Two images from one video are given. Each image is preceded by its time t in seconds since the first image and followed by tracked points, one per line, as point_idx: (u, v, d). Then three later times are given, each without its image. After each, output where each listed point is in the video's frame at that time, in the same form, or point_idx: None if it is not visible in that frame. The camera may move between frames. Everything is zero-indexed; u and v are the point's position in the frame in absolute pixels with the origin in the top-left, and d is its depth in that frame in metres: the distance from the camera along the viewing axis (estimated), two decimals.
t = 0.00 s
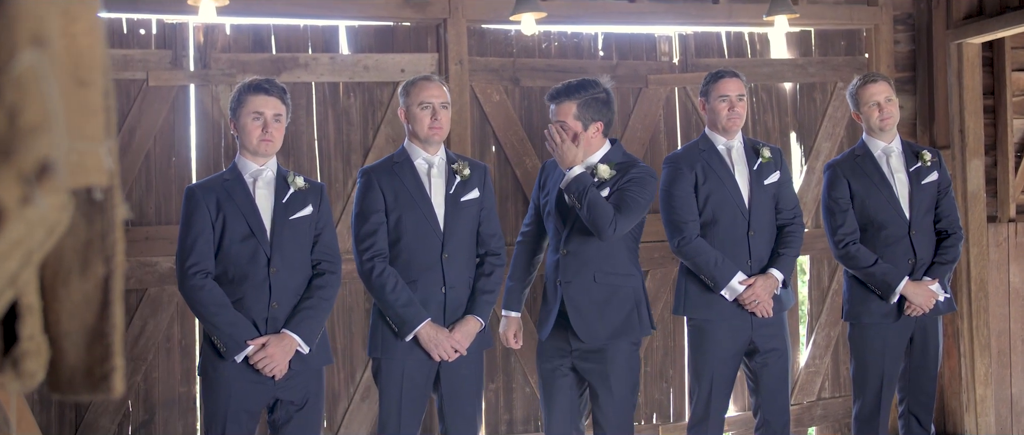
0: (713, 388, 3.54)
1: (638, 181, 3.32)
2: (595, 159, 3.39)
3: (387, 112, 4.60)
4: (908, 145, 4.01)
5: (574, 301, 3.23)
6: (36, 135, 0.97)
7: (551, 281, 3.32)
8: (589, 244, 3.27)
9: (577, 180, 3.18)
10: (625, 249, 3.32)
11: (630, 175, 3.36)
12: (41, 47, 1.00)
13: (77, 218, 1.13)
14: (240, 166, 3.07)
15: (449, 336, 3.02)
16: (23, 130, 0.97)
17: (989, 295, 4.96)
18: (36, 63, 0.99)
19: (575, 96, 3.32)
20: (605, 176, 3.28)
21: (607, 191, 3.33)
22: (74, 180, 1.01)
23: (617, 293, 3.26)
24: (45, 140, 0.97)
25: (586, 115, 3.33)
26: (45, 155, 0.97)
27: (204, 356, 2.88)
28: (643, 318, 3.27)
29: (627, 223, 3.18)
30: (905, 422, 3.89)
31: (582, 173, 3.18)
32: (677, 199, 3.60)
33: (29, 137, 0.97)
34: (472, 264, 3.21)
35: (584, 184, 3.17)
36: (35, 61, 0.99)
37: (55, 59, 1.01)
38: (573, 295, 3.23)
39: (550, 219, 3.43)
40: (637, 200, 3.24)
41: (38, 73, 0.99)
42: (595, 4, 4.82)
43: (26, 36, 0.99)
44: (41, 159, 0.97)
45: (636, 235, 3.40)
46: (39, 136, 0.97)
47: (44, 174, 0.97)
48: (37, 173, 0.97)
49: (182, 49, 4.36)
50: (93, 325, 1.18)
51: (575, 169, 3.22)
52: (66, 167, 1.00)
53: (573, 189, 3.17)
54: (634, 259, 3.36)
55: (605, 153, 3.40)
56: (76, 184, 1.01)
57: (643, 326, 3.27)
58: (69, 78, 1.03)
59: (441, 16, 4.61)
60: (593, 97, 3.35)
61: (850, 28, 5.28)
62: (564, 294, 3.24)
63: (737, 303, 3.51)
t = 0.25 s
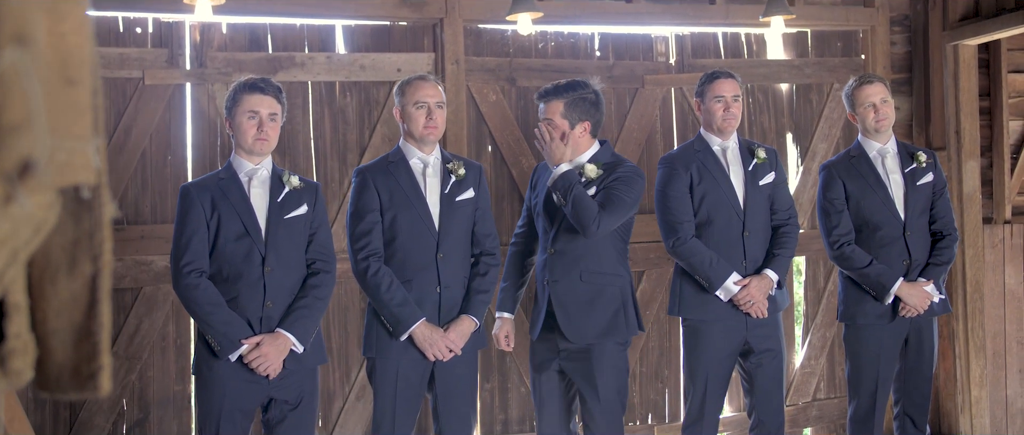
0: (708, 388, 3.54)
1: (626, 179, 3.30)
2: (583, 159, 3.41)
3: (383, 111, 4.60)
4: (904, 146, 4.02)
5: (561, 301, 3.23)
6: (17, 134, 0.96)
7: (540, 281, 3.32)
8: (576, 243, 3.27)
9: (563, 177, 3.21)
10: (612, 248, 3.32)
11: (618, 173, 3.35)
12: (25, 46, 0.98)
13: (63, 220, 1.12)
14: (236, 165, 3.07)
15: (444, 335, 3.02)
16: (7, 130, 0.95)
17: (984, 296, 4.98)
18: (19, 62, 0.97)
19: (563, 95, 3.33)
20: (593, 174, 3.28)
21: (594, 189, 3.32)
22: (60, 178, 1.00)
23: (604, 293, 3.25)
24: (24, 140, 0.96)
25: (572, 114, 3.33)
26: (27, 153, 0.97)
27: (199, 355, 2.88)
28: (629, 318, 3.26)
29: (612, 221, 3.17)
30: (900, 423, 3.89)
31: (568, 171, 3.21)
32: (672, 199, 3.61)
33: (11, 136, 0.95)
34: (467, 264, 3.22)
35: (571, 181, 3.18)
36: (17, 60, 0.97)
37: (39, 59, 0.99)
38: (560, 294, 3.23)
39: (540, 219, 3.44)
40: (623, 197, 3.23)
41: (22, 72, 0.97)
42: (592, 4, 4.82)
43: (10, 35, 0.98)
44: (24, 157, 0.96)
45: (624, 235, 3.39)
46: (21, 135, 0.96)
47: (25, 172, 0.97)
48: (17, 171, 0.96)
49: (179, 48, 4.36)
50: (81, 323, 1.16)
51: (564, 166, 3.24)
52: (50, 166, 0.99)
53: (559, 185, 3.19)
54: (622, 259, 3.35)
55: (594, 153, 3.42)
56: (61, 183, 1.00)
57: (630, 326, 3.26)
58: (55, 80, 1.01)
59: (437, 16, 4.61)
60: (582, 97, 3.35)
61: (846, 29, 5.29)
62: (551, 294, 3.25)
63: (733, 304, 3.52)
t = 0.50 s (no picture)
0: (704, 388, 3.55)
1: (611, 179, 3.30)
2: (571, 161, 3.42)
3: (381, 111, 4.60)
4: (901, 148, 4.03)
5: (546, 301, 3.25)
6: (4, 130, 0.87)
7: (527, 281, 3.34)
8: (562, 243, 3.27)
9: (547, 175, 3.27)
10: (598, 249, 3.32)
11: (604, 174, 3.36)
12: (11, 44, 0.88)
13: (53, 217, 1.00)
14: (232, 163, 3.07)
15: (440, 335, 3.02)
16: None
17: (981, 298, 4.98)
18: None
19: (552, 97, 3.34)
20: (579, 175, 3.30)
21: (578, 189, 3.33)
22: (48, 177, 0.91)
23: (588, 294, 3.25)
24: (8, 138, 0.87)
25: (559, 117, 3.33)
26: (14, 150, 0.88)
27: (195, 354, 2.88)
28: (614, 319, 3.24)
29: (595, 221, 3.18)
30: (896, 424, 3.90)
31: (551, 170, 3.28)
32: (669, 200, 3.61)
33: None
34: (464, 263, 3.22)
35: (553, 180, 3.24)
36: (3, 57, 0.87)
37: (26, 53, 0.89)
38: (545, 295, 3.25)
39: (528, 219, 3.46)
40: (607, 197, 3.23)
41: None
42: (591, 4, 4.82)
43: None
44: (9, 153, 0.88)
45: (611, 235, 3.39)
46: (8, 134, 0.87)
47: (11, 169, 0.88)
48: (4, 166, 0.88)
49: (177, 46, 4.36)
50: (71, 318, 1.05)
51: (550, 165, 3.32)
52: (36, 162, 0.90)
53: (542, 183, 3.27)
54: (609, 260, 3.35)
55: (582, 154, 3.43)
56: (48, 181, 0.91)
57: (615, 327, 3.24)
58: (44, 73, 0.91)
59: (436, 15, 4.61)
60: (571, 100, 3.35)
61: (844, 31, 5.30)
62: (536, 294, 3.27)
63: (729, 304, 3.52)
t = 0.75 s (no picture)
0: (700, 388, 3.56)
1: (596, 181, 3.32)
2: (558, 163, 3.44)
3: (379, 109, 4.60)
4: (897, 148, 4.04)
5: (529, 301, 3.27)
6: None
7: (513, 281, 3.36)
8: (546, 244, 3.29)
9: (529, 177, 3.29)
10: (583, 250, 3.33)
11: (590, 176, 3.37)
12: None
13: (45, 214, 0.98)
14: (229, 161, 3.07)
15: (436, 334, 3.03)
16: None
17: (977, 299, 5.00)
18: None
19: (540, 100, 3.35)
20: (563, 177, 3.33)
21: (563, 191, 3.36)
22: (40, 174, 0.89)
23: (571, 295, 3.26)
24: None
25: (544, 119, 3.35)
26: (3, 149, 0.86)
27: (191, 352, 2.88)
28: (596, 320, 3.24)
29: (577, 222, 3.20)
30: (891, 424, 3.91)
31: (532, 171, 3.30)
32: (665, 200, 3.62)
33: None
34: (460, 262, 3.22)
35: (536, 181, 3.27)
36: None
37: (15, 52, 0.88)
38: (528, 295, 3.28)
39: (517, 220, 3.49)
40: (590, 199, 3.25)
41: None
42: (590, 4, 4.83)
43: None
44: None
45: (598, 237, 3.40)
46: None
47: None
48: None
49: (175, 44, 4.35)
50: (63, 317, 1.02)
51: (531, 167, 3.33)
52: (24, 161, 0.89)
53: (525, 184, 3.29)
54: (594, 262, 3.35)
55: (569, 157, 3.44)
56: (40, 179, 0.89)
57: (598, 328, 3.24)
58: (37, 72, 0.90)
59: (434, 14, 4.61)
60: (558, 104, 3.36)
61: (842, 31, 5.30)
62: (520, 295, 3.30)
63: (725, 304, 3.53)
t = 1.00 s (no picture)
0: (695, 386, 3.56)
1: (580, 182, 3.33)
2: (547, 164, 3.47)
3: (375, 108, 4.60)
4: (892, 148, 4.05)
5: (516, 302, 3.30)
6: None
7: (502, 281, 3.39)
8: (532, 244, 3.31)
9: (513, 178, 3.33)
10: (570, 249, 3.34)
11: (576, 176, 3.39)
12: None
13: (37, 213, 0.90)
14: (224, 160, 3.07)
15: (432, 333, 3.03)
16: None
17: (972, 298, 5.01)
18: None
19: (527, 101, 3.39)
20: (549, 177, 3.37)
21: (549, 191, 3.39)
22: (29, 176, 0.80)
23: (556, 294, 3.27)
24: None
25: (531, 120, 3.38)
26: None
27: (186, 351, 2.88)
28: (581, 319, 3.23)
29: (559, 220, 3.22)
30: (886, 423, 3.92)
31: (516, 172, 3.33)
32: (660, 199, 3.63)
33: None
34: (456, 261, 3.23)
35: (519, 181, 3.30)
36: None
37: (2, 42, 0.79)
38: (514, 295, 3.30)
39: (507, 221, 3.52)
40: (573, 198, 3.27)
41: None
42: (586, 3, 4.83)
43: None
44: None
45: (585, 237, 3.41)
46: None
47: None
48: None
49: (170, 42, 4.35)
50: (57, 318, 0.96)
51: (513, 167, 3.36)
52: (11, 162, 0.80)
53: (509, 184, 3.32)
54: (581, 262, 3.36)
55: (557, 158, 3.46)
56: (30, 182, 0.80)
57: (583, 328, 3.23)
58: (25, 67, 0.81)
59: (430, 13, 4.61)
60: (545, 105, 3.39)
61: (838, 31, 5.31)
62: (507, 295, 3.33)
63: (720, 303, 3.53)
